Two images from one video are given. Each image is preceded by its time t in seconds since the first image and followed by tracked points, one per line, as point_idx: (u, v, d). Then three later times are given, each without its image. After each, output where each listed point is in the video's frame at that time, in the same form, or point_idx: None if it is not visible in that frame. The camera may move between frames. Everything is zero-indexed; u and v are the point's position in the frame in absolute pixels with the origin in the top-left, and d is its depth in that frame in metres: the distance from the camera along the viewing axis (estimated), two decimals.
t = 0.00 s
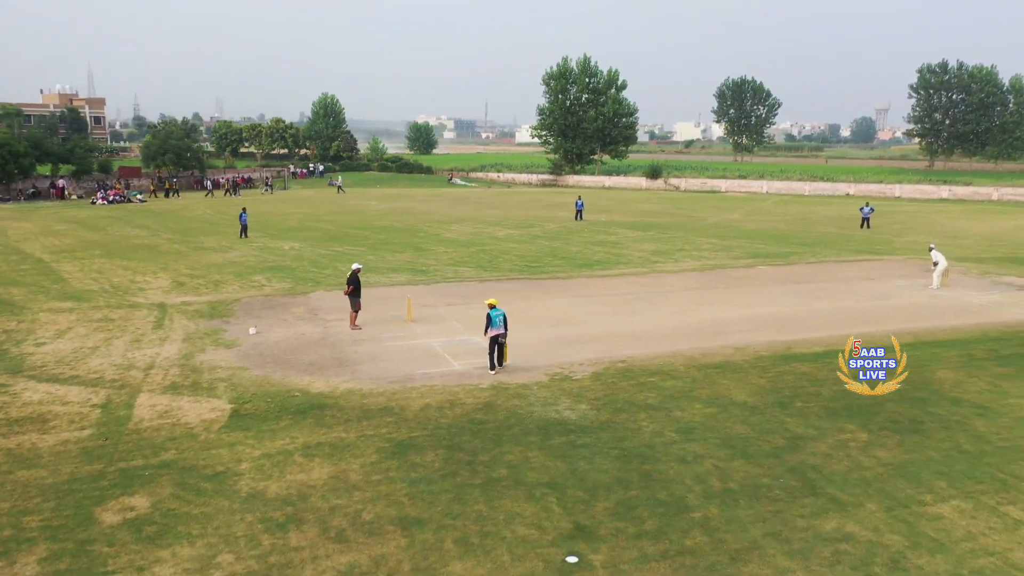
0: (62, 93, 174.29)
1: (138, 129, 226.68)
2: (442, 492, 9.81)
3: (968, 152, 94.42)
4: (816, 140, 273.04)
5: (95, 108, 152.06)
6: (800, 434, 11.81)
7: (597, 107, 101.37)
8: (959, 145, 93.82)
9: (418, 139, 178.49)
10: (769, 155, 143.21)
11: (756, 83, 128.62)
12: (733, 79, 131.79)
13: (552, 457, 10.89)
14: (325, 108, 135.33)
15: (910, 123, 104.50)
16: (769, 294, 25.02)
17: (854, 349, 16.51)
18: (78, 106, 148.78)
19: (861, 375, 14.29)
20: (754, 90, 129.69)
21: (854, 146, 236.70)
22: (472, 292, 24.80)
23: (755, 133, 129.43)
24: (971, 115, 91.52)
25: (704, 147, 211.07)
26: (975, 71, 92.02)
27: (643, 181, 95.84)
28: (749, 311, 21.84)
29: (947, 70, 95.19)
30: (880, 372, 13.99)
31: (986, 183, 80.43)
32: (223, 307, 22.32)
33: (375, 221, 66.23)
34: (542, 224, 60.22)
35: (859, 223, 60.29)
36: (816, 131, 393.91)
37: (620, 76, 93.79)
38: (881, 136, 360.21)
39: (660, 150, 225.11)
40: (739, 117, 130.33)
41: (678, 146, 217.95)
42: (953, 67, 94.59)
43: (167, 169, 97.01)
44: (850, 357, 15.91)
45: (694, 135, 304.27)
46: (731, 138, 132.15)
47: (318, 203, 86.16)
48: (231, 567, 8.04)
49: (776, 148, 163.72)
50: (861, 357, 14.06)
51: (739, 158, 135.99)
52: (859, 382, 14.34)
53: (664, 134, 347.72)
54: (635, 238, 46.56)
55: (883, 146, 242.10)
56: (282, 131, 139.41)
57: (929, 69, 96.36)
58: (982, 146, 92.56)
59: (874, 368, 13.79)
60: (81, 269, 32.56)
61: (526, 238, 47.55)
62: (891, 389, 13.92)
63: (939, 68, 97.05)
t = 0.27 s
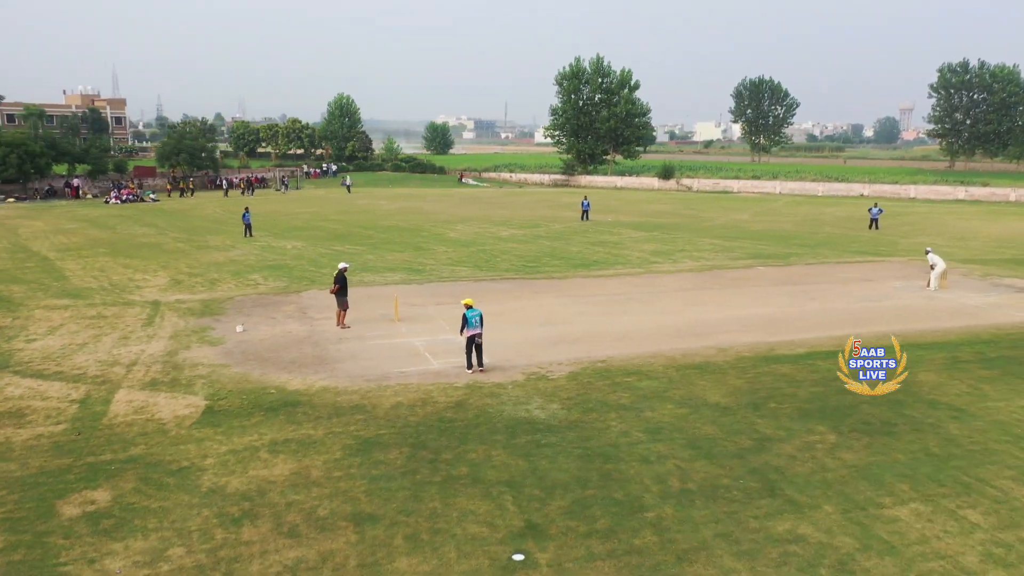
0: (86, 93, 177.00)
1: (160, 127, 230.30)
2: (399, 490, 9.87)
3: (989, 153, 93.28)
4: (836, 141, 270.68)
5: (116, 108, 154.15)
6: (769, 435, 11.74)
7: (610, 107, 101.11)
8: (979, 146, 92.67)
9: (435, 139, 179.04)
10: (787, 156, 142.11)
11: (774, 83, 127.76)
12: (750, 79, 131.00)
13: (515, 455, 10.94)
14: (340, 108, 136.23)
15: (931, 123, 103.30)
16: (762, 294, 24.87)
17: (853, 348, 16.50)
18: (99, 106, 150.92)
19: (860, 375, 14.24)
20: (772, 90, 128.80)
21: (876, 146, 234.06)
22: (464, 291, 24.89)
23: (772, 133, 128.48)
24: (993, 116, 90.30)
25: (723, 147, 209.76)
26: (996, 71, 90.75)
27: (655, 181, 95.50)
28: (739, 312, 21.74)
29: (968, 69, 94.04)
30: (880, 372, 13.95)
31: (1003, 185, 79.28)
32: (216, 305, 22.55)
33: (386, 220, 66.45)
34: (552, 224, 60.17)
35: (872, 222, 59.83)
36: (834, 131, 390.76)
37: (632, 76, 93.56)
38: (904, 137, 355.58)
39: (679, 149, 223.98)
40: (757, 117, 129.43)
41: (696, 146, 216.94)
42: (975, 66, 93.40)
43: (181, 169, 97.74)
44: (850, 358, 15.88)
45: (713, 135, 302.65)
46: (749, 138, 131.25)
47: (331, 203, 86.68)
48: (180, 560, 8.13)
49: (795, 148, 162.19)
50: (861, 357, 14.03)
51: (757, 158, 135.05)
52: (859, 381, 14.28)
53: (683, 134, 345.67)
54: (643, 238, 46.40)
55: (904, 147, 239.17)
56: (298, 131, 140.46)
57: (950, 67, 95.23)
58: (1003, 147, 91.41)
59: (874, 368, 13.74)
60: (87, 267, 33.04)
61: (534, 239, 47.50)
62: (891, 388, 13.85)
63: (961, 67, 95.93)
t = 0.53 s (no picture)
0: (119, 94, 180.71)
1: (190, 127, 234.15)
2: (364, 485, 9.97)
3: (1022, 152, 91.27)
4: (866, 141, 266.17)
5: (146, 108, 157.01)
6: (744, 437, 11.63)
7: (631, 107, 100.64)
8: (1012, 145, 90.61)
9: (459, 140, 179.57)
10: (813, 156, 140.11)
11: (801, 82, 125.75)
12: (776, 79, 128.87)
13: (485, 453, 10.98)
14: (364, 108, 137.40)
15: (960, 123, 101.24)
16: (764, 296, 24.61)
17: (852, 348, 16.35)
18: (130, 107, 153.86)
19: (860, 375, 14.00)
20: (799, 89, 126.66)
21: (907, 147, 229.72)
22: (464, 291, 24.99)
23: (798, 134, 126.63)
24: None
25: (751, 146, 207.60)
26: None
27: (676, 182, 94.86)
28: (737, 313, 21.51)
29: (1000, 67, 92.09)
30: (880, 373, 13.70)
31: None
32: (218, 303, 22.87)
33: (404, 220, 66.75)
34: (570, 224, 60.01)
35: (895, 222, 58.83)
36: (863, 131, 384.70)
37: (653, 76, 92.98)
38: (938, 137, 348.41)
39: (706, 148, 222.11)
40: (783, 117, 127.38)
41: (721, 146, 214.79)
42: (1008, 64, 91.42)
43: (204, 169, 98.33)
44: (850, 358, 15.65)
45: (741, 135, 299.48)
46: (774, 139, 129.11)
47: (351, 202, 87.36)
48: (138, 550, 8.30)
49: (822, 149, 159.88)
50: (860, 357, 13.76)
51: (783, 158, 133.59)
52: (859, 382, 14.07)
53: (716, 133, 341.92)
54: (659, 239, 46.07)
55: (935, 147, 234.58)
56: (323, 132, 141.92)
57: (981, 66, 93.47)
58: None
59: (874, 369, 13.48)
60: (104, 265, 33.73)
61: (549, 239, 47.35)
62: (891, 389, 13.63)
63: (993, 66, 94.03)
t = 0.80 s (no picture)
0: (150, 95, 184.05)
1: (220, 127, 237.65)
2: (337, 481, 10.06)
3: None
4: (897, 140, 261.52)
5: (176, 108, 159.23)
6: (724, 438, 11.56)
7: (652, 107, 99.98)
8: None
9: (483, 140, 179.99)
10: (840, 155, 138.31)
11: (829, 81, 124.46)
12: (803, 79, 127.54)
13: (461, 451, 11.03)
14: (388, 108, 138.42)
15: (990, 122, 99.08)
16: (768, 297, 24.35)
17: (852, 350, 16.24)
18: (160, 107, 156.29)
19: (860, 375, 14.03)
20: (827, 89, 125.32)
21: (939, 147, 225.32)
22: (467, 290, 25.09)
23: (826, 134, 125.61)
24: None
25: (779, 146, 205.11)
26: None
27: (697, 182, 94.12)
28: (739, 314, 21.23)
29: None
30: (880, 373, 13.72)
31: None
32: (223, 301, 23.26)
33: (423, 220, 67.02)
34: (590, 224, 59.86)
35: (918, 222, 57.84)
36: (893, 131, 378.31)
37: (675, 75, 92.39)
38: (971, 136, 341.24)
39: (746, 147, 219.49)
40: (811, 116, 126.11)
41: (748, 147, 212.67)
42: None
43: (227, 168, 99.44)
44: (850, 358, 15.65)
45: (768, 135, 294.84)
46: (801, 139, 128.15)
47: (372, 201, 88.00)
48: (109, 540, 8.47)
49: (851, 149, 157.65)
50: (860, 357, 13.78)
51: (809, 158, 132.27)
52: (859, 382, 14.10)
53: (743, 134, 338.47)
54: (676, 239, 45.77)
55: (968, 147, 229.71)
56: (347, 132, 143.26)
57: (1013, 65, 91.43)
58: None
59: (874, 368, 13.51)
60: (122, 262, 34.43)
61: (566, 238, 47.25)
62: (891, 388, 13.65)
63: None
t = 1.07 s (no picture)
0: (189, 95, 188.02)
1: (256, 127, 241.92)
2: (309, 475, 10.23)
3: None
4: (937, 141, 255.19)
5: (211, 108, 162.09)
6: (702, 438, 11.49)
7: (680, 107, 99.02)
8: None
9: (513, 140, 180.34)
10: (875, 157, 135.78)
11: (864, 80, 122.95)
12: (838, 79, 126.31)
13: (436, 447, 11.11)
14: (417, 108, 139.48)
15: None
16: (776, 297, 24.03)
17: (852, 350, 16.09)
18: (195, 107, 159.35)
19: (860, 375, 13.95)
20: (862, 88, 123.95)
21: (980, 147, 219.46)
22: (472, 289, 25.18)
23: (862, 134, 123.88)
24: None
25: (815, 146, 201.78)
26: None
27: (724, 182, 93.07)
28: (742, 314, 20.98)
29: None
30: (880, 372, 13.64)
31: None
32: (230, 298, 23.71)
33: (448, 219, 67.26)
34: (615, 223, 59.58)
35: (949, 224, 56.44)
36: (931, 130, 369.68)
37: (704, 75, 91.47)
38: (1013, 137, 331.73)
39: (780, 147, 216.56)
40: (846, 116, 124.55)
41: (782, 148, 209.72)
42: None
43: (256, 168, 100.97)
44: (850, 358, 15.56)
45: (804, 135, 289.21)
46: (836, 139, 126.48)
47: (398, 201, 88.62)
48: (80, 528, 8.72)
49: (888, 150, 154.65)
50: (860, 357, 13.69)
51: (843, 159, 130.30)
52: (859, 382, 14.02)
53: (776, 134, 333.41)
54: (698, 239, 45.33)
55: (1011, 147, 223.36)
56: (378, 132, 144.71)
57: None
58: None
59: (874, 368, 13.43)
60: (142, 260, 35.22)
61: (589, 238, 47.02)
62: (891, 388, 13.58)
63: None
